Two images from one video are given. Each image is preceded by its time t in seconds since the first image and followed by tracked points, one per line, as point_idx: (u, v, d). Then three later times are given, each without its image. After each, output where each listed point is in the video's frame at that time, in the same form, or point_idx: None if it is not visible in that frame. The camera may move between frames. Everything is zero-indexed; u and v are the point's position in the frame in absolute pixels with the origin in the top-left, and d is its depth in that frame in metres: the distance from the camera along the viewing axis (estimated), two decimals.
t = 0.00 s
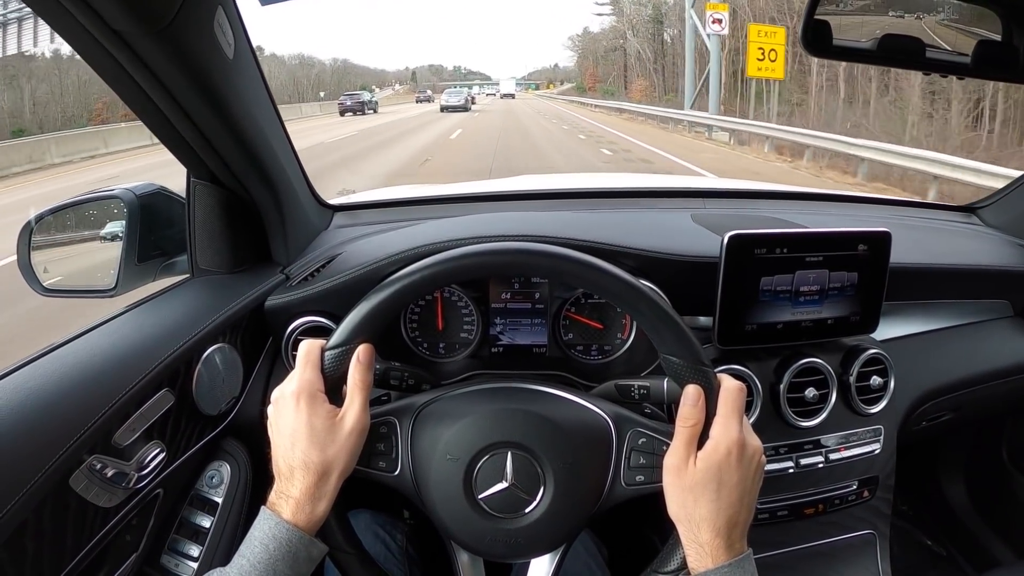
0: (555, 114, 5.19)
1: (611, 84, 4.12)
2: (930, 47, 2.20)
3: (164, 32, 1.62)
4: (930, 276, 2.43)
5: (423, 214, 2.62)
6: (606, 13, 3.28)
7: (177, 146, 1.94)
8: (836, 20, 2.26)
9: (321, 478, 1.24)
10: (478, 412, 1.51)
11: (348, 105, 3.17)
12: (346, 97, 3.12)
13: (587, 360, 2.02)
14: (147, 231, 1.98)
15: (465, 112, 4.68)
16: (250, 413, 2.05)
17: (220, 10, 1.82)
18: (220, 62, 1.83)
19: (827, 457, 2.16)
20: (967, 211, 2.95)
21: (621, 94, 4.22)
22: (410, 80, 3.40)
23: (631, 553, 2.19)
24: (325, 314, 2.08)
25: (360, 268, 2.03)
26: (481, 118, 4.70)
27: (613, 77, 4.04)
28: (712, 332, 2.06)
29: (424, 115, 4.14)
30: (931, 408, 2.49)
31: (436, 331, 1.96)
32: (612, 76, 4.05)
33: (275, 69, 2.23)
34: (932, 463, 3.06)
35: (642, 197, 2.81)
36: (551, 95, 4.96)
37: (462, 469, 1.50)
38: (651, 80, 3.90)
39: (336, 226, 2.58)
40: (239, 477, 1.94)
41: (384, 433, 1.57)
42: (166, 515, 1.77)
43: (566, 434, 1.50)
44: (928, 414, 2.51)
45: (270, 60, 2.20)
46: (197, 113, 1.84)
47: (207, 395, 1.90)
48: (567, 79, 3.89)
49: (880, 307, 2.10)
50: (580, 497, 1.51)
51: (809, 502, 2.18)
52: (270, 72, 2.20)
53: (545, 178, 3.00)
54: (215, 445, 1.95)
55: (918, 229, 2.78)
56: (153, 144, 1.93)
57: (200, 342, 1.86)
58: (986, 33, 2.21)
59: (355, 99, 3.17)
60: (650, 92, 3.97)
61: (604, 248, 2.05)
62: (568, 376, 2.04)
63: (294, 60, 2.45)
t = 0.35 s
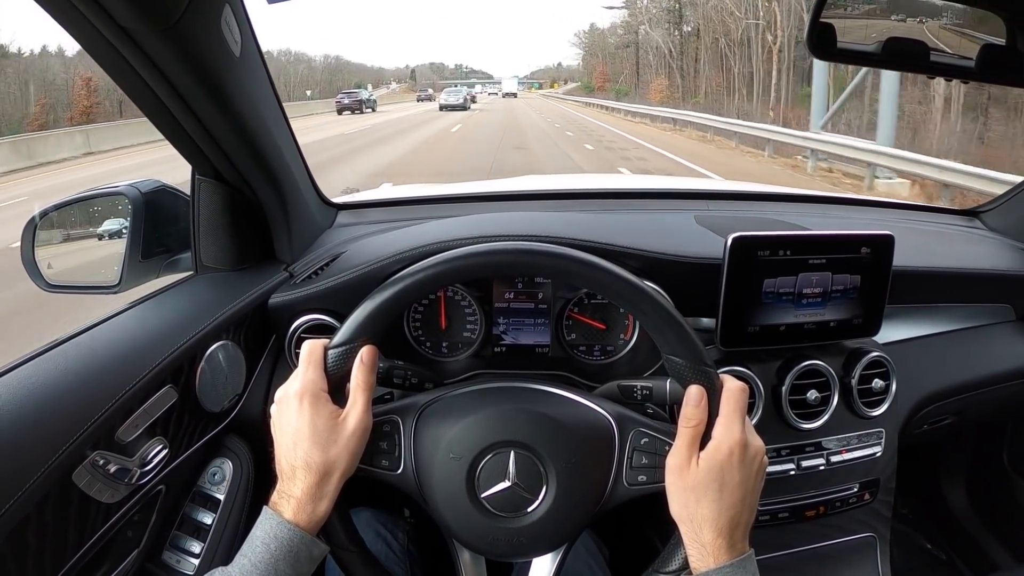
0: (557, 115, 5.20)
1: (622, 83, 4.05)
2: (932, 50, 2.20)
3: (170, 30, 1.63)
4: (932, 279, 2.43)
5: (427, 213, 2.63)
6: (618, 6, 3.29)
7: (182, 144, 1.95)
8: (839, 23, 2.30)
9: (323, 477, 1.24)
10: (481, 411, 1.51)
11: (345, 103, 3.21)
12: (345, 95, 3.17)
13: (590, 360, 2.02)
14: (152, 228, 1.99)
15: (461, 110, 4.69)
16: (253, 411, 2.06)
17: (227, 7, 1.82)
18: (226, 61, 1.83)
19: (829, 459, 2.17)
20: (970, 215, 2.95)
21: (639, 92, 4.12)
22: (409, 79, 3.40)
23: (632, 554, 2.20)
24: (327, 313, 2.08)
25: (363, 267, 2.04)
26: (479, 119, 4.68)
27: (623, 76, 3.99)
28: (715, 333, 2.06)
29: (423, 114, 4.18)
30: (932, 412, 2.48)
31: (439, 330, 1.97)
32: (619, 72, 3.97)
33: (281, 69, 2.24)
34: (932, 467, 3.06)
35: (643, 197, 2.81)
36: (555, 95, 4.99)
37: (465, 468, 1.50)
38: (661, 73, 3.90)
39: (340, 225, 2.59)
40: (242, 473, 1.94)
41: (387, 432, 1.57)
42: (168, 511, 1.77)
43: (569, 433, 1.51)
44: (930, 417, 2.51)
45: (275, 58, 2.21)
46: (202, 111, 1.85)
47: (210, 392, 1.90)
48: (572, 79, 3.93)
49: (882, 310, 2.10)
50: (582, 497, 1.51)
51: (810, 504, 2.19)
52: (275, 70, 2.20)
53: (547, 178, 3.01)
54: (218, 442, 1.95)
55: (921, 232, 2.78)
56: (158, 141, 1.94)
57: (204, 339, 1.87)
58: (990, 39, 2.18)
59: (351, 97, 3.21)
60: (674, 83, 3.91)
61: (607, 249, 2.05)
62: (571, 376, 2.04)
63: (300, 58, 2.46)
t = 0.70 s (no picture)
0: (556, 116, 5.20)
1: (635, 85, 3.97)
2: (932, 50, 2.20)
3: (171, 35, 1.63)
4: (931, 279, 2.44)
5: (428, 216, 2.64)
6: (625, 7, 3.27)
7: (183, 149, 1.96)
8: (839, 23, 2.25)
9: (316, 482, 1.25)
10: (481, 413, 1.52)
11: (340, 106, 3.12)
12: (339, 98, 3.10)
13: (590, 362, 2.03)
14: (154, 232, 2.00)
15: (459, 111, 4.70)
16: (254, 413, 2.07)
17: (227, 12, 1.83)
18: (227, 66, 1.84)
19: (829, 459, 2.17)
20: (970, 215, 2.95)
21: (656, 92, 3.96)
22: (406, 81, 3.41)
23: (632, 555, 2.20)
24: (328, 315, 2.09)
25: (364, 270, 2.04)
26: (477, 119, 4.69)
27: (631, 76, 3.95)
28: (715, 334, 2.07)
29: (421, 116, 4.19)
30: (933, 412, 2.48)
31: (439, 333, 1.98)
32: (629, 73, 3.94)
33: (281, 73, 2.25)
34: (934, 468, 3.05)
35: (643, 199, 2.82)
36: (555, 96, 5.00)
37: (465, 470, 1.51)
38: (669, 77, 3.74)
39: (341, 228, 2.60)
40: (244, 476, 1.95)
41: (387, 434, 1.57)
42: (170, 514, 1.78)
43: (568, 435, 1.51)
44: (931, 417, 2.52)
45: (275, 63, 2.22)
46: (203, 115, 1.86)
47: (212, 395, 1.91)
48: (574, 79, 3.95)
49: (882, 310, 2.10)
50: (582, 499, 1.52)
51: (811, 505, 2.19)
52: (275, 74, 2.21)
53: (547, 180, 3.01)
54: (219, 445, 1.96)
55: (921, 232, 2.78)
56: (159, 145, 1.95)
57: (205, 342, 1.87)
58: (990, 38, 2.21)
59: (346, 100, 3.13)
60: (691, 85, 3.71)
61: (607, 251, 2.06)
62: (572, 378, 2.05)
63: (300, 62, 2.47)
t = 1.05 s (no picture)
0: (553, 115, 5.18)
1: (647, 82, 3.58)
2: (931, 46, 2.20)
3: (166, 38, 1.63)
4: (929, 275, 2.43)
5: (425, 216, 2.64)
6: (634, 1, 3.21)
7: (180, 151, 1.96)
8: (836, 19, 2.23)
9: (270, 472, 1.24)
10: (479, 412, 1.52)
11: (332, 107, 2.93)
12: (331, 99, 2.91)
13: (588, 360, 2.03)
14: (152, 234, 2.00)
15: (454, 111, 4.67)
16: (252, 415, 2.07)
17: (222, 15, 1.83)
18: (222, 67, 1.84)
19: (828, 456, 2.17)
20: (969, 210, 2.95)
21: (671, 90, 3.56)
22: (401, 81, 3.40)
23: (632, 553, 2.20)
24: (326, 316, 2.09)
25: (362, 270, 2.05)
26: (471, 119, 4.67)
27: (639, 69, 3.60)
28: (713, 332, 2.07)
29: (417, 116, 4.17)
30: (932, 407, 2.48)
31: (437, 333, 1.98)
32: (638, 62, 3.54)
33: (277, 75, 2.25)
34: (934, 464, 3.05)
35: (640, 197, 2.81)
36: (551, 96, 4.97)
37: (463, 469, 1.51)
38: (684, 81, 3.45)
39: (338, 229, 2.60)
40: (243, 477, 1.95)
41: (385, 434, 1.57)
42: (170, 515, 1.78)
43: (565, 432, 1.51)
44: (930, 413, 2.52)
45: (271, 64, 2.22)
46: (199, 117, 1.86)
47: (210, 397, 1.91)
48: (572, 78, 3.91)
49: (880, 306, 2.10)
50: (580, 498, 1.52)
51: (810, 501, 2.19)
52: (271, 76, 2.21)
53: (544, 179, 3.00)
54: (218, 446, 1.96)
55: (919, 228, 2.78)
56: (156, 147, 1.95)
57: (203, 344, 1.87)
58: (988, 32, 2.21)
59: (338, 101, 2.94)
60: (719, 83, 3.30)
61: (605, 249, 2.06)
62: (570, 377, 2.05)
63: (296, 63, 2.47)
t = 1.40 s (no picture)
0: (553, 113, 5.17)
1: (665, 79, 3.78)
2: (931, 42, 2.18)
3: (167, 35, 1.63)
4: (933, 271, 2.43)
5: (428, 213, 2.63)
6: None
7: (183, 149, 1.96)
8: (838, 15, 2.23)
9: (273, 464, 1.27)
10: (481, 409, 1.52)
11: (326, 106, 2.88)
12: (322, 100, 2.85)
13: (592, 358, 2.03)
14: (154, 233, 2.01)
15: (453, 109, 4.67)
16: (254, 412, 2.07)
17: (222, 13, 1.82)
18: (224, 65, 1.84)
19: (832, 453, 2.16)
20: (973, 207, 2.94)
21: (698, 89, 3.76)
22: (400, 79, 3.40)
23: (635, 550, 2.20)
24: (329, 314, 2.09)
25: (365, 268, 2.04)
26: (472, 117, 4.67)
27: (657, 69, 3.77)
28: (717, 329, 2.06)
29: (418, 114, 4.17)
30: (936, 404, 2.48)
31: (440, 330, 1.98)
32: (654, 52, 3.71)
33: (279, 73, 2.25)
34: (938, 460, 3.04)
35: (641, 194, 2.80)
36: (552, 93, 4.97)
37: (465, 466, 1.51)
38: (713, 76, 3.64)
39: (341, 226, 2.59)
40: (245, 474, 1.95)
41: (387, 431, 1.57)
42: (173, 513, 1.78)
43: (569, 430, 1.51)
44: (934, 410, 2.51)
45: (272, 61, 2.21)
46: (200, 115, 1.86)
47: (214, 395, 1.91)
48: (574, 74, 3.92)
49: (884, 303, 2.10)
50: (583, 495, 1.52)
51: (813, 498, 2.18)
52: (273, 75, 2.22)
53: (546, 176, 3.00)
54: (221, 444, 1.96)
55: (922, 224, 2.77)
56: (158, 146, 1.95)
57: (206, 342, 1.87)
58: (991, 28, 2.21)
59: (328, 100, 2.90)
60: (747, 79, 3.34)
61: (607, 246, 2.06)
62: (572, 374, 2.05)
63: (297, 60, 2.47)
